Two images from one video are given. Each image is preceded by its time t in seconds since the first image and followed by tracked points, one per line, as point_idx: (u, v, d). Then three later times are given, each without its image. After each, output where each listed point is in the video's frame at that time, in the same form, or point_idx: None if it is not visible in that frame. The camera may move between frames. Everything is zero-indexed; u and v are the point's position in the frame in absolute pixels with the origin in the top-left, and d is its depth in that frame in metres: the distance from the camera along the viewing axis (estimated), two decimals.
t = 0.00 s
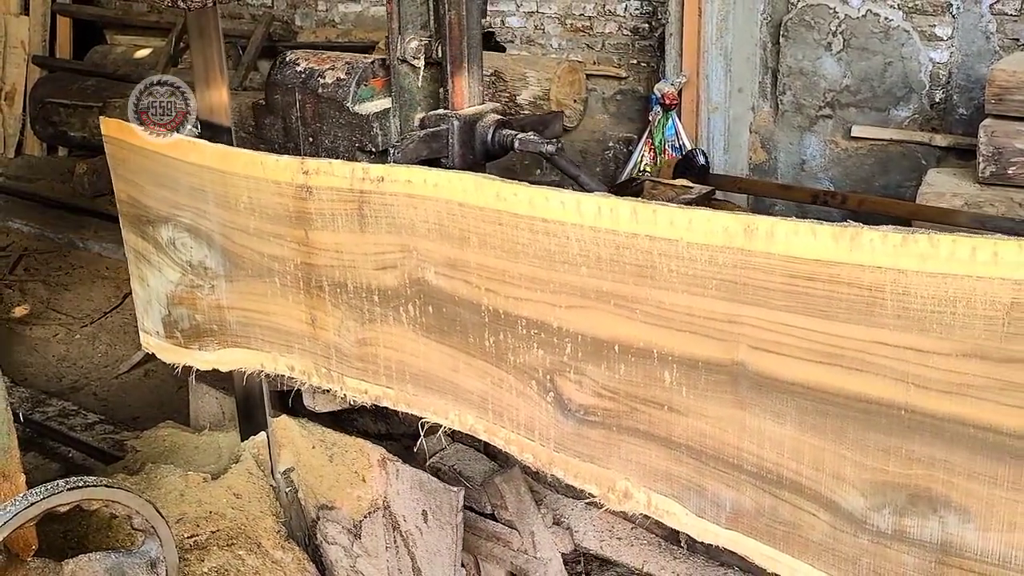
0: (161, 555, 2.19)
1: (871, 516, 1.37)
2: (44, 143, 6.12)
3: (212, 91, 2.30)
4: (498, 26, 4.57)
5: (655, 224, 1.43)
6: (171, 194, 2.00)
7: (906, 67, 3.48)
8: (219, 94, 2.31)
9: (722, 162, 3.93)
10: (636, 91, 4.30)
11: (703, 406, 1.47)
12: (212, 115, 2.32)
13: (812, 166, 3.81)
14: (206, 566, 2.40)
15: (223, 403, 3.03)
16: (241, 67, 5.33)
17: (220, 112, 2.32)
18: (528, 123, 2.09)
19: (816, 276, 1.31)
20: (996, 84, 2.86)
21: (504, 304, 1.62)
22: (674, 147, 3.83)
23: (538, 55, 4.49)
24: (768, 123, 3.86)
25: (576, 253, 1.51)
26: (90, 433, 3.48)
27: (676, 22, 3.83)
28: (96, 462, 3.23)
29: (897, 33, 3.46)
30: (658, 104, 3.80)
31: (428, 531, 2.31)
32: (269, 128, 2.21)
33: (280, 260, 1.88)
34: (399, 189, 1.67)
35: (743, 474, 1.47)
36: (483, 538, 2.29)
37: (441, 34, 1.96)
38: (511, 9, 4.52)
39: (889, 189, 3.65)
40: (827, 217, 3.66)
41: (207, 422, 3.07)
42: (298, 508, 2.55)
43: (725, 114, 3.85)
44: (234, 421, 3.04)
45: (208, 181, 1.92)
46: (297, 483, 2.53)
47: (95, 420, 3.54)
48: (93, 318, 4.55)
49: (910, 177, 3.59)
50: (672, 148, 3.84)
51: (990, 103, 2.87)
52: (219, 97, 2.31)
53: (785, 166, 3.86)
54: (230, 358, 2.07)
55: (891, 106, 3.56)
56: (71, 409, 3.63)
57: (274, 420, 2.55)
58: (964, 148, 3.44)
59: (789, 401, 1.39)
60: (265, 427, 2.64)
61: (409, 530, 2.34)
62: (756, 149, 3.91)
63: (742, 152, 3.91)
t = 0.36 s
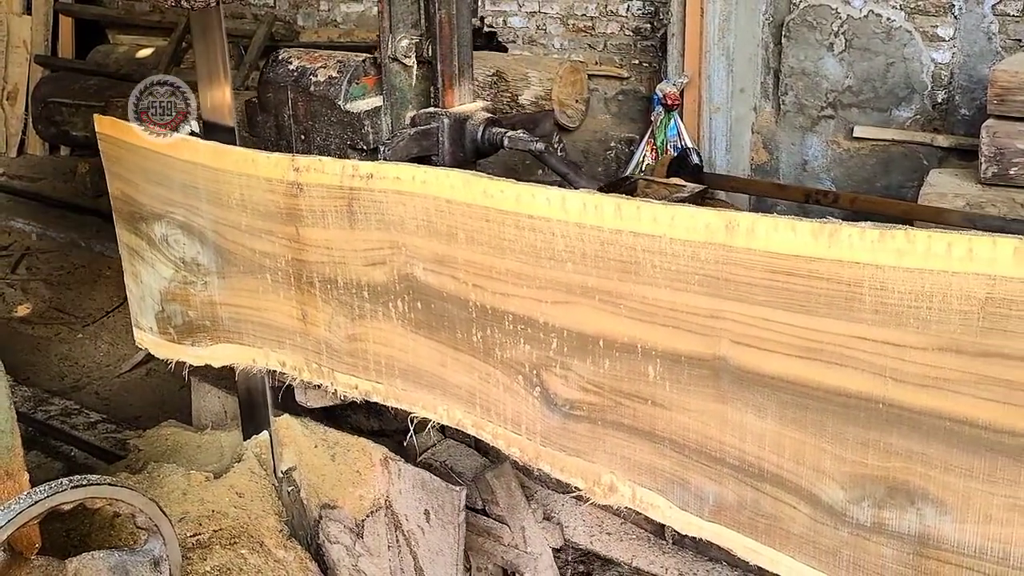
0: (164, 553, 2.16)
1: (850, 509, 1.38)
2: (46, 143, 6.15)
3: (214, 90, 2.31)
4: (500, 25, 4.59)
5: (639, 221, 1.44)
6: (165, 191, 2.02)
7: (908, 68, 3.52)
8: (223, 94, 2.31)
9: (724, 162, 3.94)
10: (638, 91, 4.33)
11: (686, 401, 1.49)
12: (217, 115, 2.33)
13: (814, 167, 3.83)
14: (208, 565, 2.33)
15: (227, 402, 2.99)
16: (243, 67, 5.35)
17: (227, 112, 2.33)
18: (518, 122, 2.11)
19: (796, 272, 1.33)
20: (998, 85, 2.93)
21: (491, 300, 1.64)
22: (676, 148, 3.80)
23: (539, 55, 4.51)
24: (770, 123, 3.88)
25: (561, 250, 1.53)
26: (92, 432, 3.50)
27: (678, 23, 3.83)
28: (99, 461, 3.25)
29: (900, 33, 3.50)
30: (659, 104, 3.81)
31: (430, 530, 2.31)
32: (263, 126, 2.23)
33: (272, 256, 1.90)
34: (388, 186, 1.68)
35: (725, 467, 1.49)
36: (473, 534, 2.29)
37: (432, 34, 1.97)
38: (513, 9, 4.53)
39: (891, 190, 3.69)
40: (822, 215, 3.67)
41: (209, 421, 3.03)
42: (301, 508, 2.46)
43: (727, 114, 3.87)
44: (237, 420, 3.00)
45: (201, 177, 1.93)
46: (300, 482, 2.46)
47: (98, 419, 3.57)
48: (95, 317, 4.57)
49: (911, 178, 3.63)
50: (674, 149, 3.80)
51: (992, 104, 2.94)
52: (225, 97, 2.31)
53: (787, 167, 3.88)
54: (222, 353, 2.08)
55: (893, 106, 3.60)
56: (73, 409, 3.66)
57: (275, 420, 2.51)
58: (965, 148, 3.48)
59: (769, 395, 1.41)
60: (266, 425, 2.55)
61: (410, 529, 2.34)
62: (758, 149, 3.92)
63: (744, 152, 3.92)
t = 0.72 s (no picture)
0: (168, 553, 2.21)
1: (829, 502, 1.40)
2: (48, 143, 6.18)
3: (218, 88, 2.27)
4: (503, 26, 4.76)
5: (622, 218, 1.46)
6: (157, 188, 2.04)
7: (911, 69, 3.55)
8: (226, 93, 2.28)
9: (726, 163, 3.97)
10: (639, 91, 4.43)
11: (669, 395, 1.51)
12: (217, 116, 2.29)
13: (816, 167, 3.88)
14: (210, 565, 2.37)
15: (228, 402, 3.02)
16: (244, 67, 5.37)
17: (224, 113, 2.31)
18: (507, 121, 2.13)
19: (775, 268, 1.35)
20: (1001, 86, 2.95)
21: (478, 296, 1.66)
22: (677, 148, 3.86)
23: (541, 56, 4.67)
24: (771, 124, 3.92)
25: (547, 246, 1.55)
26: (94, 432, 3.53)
27: (681, 24, 3.86)
28: (100, 461, 3.27)
29: (902, 34, 3.53)
30: (662, 105, 3.85)
31: (434, 531, 2.28)
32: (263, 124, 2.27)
33: (263, 253, 1.92)
34: (378, 184, 1.70)
35: (707, 461, 1.50)
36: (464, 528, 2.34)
37: (421, 33, 2.00)
38: (516, 10, 4.70)
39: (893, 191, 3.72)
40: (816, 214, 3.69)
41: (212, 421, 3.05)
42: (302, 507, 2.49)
43: (729, 115, 3.90)
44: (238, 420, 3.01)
45: (194, 175, 1.95)
46: (303, 481, 2.50)
47: (100, 419, 3.60)
48: (96, 317, 4.59)
49: (915, 179, 3.65)
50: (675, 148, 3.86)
51: (996, 105, 2.96)
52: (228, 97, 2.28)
53: (789, 168, 3.93)
54: (215, 349, 2.10)
55: (896, 107, 3.63)
56: (75, 408, 3.68)
57: (279, 420, 2.59)
58: (967, 149, 3.51)
59: (751, 389, 1.43)
60: (271, 426, 2.63)
61: (414, 528, 2.34)
62: (760, 149, 3.96)
63: (746, 153, 3.96)
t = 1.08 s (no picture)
0: (171, 551, 2.15)
1: (808, 495, 1.42)
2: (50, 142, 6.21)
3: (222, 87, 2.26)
4: (504, 26, 4.81)
5: (605, 215, 1.48)
6: (149, 185, 2.06)
7: (912, 69, 3.63)
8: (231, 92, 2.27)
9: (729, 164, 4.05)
10: (641, 92, 4.48)
11: (651, 390, 1.53)
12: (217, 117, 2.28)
13: (817, 168, 3.96)
14: (212, 564, 2.31)
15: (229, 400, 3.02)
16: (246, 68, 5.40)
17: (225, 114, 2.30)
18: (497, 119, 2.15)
19: (754, 263, 1.37)
20: (1002, 87, 3.01)
21: (464, 292, 1.68)
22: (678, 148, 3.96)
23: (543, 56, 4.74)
24: (772, 124, 4.01)
25: (531, 243, 1.57)
26: (95, 432, 3.55)
27: (682, 24, 3.94)
28: (102, 460, 3.29)
29: (903, 35, 3.60)
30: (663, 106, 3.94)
31: (434, 530, 2.27)
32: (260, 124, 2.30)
33: (253, 250, 1.94)
34: (366, 181, 1.72)
35: (689, 455, 1.52)
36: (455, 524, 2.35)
37: (410, 32, 2.02)
38: (516, 10, 4.76)
39: (894, 192, 3.79)
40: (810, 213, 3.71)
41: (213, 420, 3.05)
42: (304, 507, 2.50)
43: (731, 115, 3.98)
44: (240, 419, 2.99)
45: (185, 173, 1.97)
46: (303, 481, 2.49)
47: (101, 419, 3.62)
48: (98, 317, 4.60)
49: (916, 180, 3.73)
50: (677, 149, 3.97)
51: (997, 106, 3.02)
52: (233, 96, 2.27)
53: (790, 168, 4.01)
54: (207, 345, 2.12)
55: (896, 108, 3.71)
56: (77, 407, 3.70)
57: (280, 420, 2.56)
58: (968, 150, 3.60)
59: (731, 384, 1.45)
60: (271, 425, 2.58)
61: (414, 528, 2.32)
62: (761, 150, 4.05)
63: (747, 155, 4.04)
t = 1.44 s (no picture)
0: (171, 551, 2.13)
1: (784, 488, 1.44)
2: (51, 142, 6.24)
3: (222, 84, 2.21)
4: (505, 26, 4.90)
5: (584, 211, 1.50)
6: (138, 182, 2.08)
7: (913, 70, 3.58)
8: (231, 91, 2.21)
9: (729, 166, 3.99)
10: (642, 93, 4.52)
11: (630, 384, 1.54)
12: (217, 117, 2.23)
13: (818, 168, 3.91)
14: (212, 564, 2.25)
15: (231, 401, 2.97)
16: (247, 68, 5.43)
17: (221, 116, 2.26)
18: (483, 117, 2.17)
19: (730, 259, 1.39)
20: (1004, 89, 3.04)
21: (448, 288, 1.69)
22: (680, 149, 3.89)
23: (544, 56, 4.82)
24: (774, 125, 3.99)
25: (513, 239, 1.59)
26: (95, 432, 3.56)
27: (683, 24, 3.92)
28: (102, 459, 3.32)
29: (904, 36, 3.56)
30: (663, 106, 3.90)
31: (435, 530, 2.29)
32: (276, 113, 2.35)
33: (241, 246, 1.96)
34: (351, 178, 1.74)
35: (667, 449, 1.54)
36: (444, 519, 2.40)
37: (397, 32, 2.07)
38: (518, 10, 4.85)
39: (894, 193, 3.75)
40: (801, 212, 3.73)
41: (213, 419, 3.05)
42: (304, 507, 2.48)
43: (731, 116, 3.92)
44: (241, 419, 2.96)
45: (174, 169, 1.99)
46: (305, 481, 2.47)
47: (101, 418, 3.64)
48: (98, 317, 4.62)
49: (916, 181, 3.68)
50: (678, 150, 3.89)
51: (997, 107, 3.06)
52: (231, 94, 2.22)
53: (791, 168, 3.98)
54: (196, 341, 2.14)
55: (897, 109, 3.66)
56: (77, 406, 3.72)
57: (281, 418, 2.50)
58: (970, 151, 3.54)
59: (708, 379, 1.47)
60: (272, 425, 2.49)
61: (414, 529, 2.31)
62: (761, 151, 4.02)
63: (748, 155, 4.00)
